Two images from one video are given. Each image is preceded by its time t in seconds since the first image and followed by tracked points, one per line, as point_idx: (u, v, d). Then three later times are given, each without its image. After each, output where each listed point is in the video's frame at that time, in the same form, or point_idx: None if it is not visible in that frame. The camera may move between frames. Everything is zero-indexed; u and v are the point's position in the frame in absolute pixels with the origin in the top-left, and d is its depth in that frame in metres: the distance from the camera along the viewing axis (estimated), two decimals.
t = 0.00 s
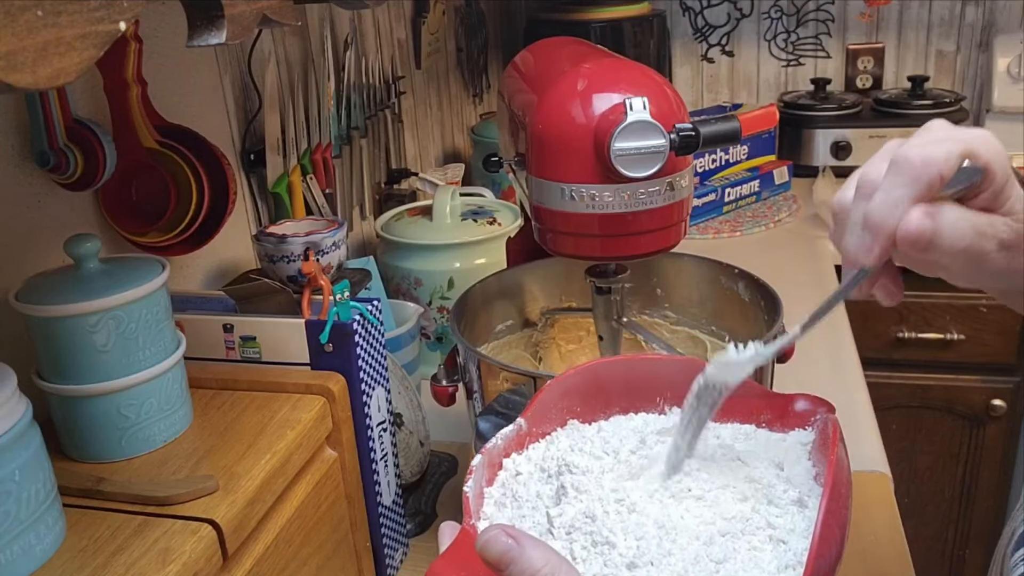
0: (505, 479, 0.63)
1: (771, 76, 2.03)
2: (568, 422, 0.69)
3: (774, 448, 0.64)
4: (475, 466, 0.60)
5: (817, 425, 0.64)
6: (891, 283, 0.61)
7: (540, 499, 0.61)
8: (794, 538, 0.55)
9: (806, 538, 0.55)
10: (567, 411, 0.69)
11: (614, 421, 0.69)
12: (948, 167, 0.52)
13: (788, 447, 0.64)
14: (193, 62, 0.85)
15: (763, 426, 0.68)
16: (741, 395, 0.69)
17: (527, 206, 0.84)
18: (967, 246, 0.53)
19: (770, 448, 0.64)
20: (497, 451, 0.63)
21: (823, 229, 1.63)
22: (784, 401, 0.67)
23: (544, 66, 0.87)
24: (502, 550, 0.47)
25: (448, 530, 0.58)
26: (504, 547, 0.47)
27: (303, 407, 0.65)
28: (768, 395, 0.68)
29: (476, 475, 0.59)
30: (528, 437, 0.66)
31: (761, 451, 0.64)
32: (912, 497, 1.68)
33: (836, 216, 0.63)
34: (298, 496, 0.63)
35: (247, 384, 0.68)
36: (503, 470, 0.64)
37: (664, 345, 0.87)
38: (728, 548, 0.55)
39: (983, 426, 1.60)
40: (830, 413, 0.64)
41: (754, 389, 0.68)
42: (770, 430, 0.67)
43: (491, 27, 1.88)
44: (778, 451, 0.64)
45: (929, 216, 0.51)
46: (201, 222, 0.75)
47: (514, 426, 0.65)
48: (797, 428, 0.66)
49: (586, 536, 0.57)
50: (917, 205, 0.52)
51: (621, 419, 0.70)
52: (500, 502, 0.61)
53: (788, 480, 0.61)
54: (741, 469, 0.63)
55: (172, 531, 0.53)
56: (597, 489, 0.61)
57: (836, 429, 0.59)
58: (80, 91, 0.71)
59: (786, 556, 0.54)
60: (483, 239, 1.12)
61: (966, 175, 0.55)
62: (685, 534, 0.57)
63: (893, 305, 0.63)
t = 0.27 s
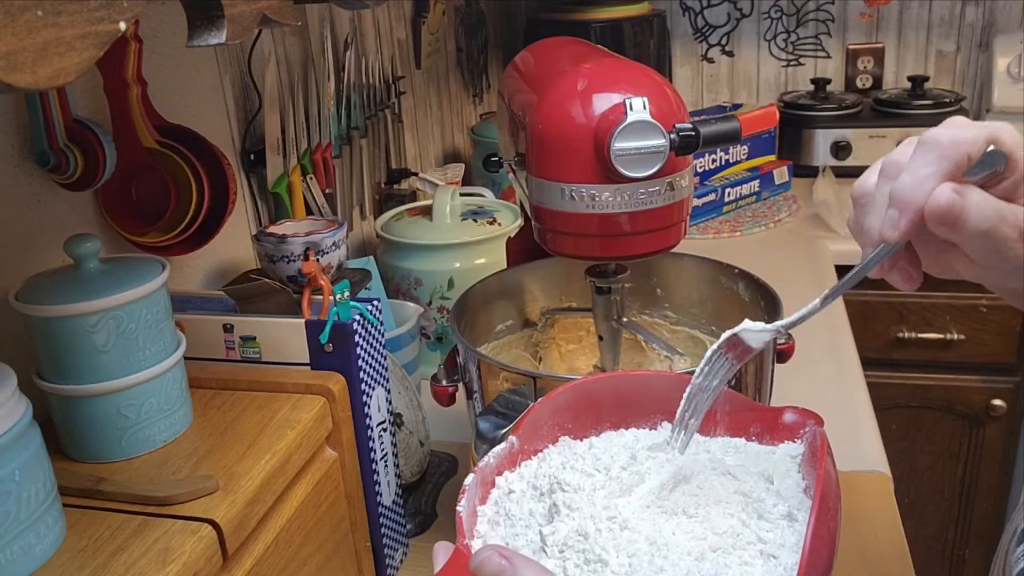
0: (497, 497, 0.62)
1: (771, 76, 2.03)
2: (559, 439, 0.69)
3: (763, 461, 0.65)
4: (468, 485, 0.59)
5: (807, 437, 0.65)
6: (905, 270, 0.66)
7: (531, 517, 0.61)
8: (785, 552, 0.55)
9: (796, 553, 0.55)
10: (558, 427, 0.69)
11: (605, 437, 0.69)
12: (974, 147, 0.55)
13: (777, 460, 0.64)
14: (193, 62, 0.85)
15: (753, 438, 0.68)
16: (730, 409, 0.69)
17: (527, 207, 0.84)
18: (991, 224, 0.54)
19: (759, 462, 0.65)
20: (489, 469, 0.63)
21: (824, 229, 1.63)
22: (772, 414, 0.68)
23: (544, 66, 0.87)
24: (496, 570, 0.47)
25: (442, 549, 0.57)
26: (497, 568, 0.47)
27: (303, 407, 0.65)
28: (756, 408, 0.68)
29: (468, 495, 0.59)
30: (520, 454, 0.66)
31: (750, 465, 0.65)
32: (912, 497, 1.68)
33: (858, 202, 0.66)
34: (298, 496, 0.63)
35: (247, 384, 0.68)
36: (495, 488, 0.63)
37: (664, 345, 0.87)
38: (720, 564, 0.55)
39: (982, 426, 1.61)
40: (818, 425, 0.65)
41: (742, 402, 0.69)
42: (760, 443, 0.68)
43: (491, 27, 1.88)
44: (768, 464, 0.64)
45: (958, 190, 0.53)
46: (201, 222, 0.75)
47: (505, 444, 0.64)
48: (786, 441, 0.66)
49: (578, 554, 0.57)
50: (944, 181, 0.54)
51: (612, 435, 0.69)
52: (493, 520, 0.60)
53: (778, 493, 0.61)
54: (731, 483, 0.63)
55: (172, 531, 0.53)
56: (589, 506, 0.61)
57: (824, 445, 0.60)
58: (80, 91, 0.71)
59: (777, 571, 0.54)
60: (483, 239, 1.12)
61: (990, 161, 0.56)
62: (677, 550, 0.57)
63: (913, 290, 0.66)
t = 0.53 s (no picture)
0: (500, 501, 0.63)
1: (771, 76, 2.03)
2: (561, 441, 0.69)
3: (764, 462, 0.65)
4: (470, 489, 0.60)
5: (807, 438, 0.65)
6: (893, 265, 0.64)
7: (534, 520, 0.61)
8: (787, 556, 0.55)
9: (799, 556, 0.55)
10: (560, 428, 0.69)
11: (607, 438, 0.69)
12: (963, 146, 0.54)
13: (778, 461, 0.64)
14: (193, 62, 0.85)
15: (754, 440, 0.68)
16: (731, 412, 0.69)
17: (527, 206, 0.84)
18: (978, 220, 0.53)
19: (761, 462, 0.65)
20: (491, 473, 0.63)
21: (824, 229, 1.63)
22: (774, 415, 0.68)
23: (544, 66, 0.87)
24: None
25: (445, 555, 0.57)
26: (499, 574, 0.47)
27: (303, 407, 0.65)
28: (758, 410, 0.68)
29: (470, 499, 0.59)
30: (521, 457, 0.66)
31: (751, 466, 0.65)
32: (911, 497, 1.68)
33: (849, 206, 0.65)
34: (298, 496, 0.63)
35: (247, 384, 0.68)
36: (498, 491, 0.64)
37: (664, 344, 0.88)
38: (722, 568, 0.55)
39: (982, 426, 1.61)
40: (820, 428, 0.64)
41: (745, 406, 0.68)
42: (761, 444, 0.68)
43: (491, 27, 1.88)
44: (768, 466, 0.64)
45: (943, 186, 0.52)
46: (201, 222, 0.75)
47: (507, 448, 0.64)
48: (787, 442, 0.67)
49: (581, 558, 0.57)
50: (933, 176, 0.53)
51: (614, 437, 0.70)
52: (496, 524, 0.61)
53: (779, 495, 0.61)
54: (733, 484, 0.63)
55: (172, 531, 0.53)
56: (591, 509, 0.61)
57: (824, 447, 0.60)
58: (80, 91, 0.71)
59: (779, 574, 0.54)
60: (483, 239, 1.12)
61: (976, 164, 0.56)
62: (679, 553, 0.56)
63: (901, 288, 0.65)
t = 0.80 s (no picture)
0: (487, 501, 0.62)
1: (771, 76, 2.03)
2: (549, 437, 0.70)
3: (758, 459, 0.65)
4: (457, 490, 0.60)
5: (802, 432, 0.67)
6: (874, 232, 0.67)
7: (525, 524, 0.60)
8: (790, 559, 0.55)
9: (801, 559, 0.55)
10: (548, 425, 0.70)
11: (596, 434, 0.70)
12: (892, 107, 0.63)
13: (773, 456, 0.66)
14: (193, 62, 0.85)
15: (747, 433, 0.69)
16: (723, 405, 0.70)
17: (527, 207, 0.84)
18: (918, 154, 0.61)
19: (756, 459, 0.65)
20: (478, 472, 0.63)
21: (824, 229, 1.63)
22: (767, 408, 0.69)
23: (545, 67, 0.87)
24: None
25: (434, 563, 0.57)
26: None
27: (303, 407, 0.65)
28: (750, 403, 0.69)
29: (457, 501, 0.59)
30: (509, 455, 0.66)
31: (746, 464, 0.65)
32: (911, 497, 1.68)
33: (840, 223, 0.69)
34: (298, 496, 0.63)
35: (247, 384, 0.68)
36: (484, 492, 0.63)
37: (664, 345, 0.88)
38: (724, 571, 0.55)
39: (982, 426, 1.61)
40: (813, 418, 0.67)
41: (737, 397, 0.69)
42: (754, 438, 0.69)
43: (491, 27, 1.88)
44: (765, 462, 0.65)
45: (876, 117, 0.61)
46: (201, 222, 0.75)
47: (494, 445, 0.65)
48: (781, 436, 0.68)
49: (576, 563, 0.56)
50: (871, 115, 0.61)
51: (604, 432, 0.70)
52: (484, 527, 0.60)
53: (776, 494, 0.61)
54: (729, 483, 0.63)
55: (172, 531, 0.53)
56: (584, 510, 0.60)
57: (819, 453, 0.61)
58: (80, 91, 0.71)
59: None
60: (483, 239, 1.12)
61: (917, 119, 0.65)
62: (678, 556, 0.56)
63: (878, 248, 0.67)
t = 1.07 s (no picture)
0: (470, 562, 0.58)
1: (771, 76, 2.03)
2: (532, 484, 0.66)
3: (757, 502, 0.64)
4: (440, 549, 0.55)
5: (801, 471, 0.66)
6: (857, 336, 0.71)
7: None
8: None
9: None
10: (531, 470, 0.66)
11: (583, 480, 0.67)
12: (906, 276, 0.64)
13: (774, 497, 0.65)
14: (193, 62, 0.85)
15: (742, 473, 0.68)
16: (718, 444, 0.68)
17: (527, 207, 0.84)
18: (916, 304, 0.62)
19: (756, 500, 0.65)
20: (459, 528, 0.58)
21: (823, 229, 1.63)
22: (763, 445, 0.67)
23: (544, 67, 0.87)
24: None
25: None
26: None
27: (303, 407, 0.65)
28: (743, 441, 0.68)
29: (441, 562, 0.54)
30: (491, 506, 0.62)
31: (747, 507, 0.64)
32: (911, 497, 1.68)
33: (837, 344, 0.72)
34: (298, 496, 0.63)
35: (247, 384, 0.68)
36: (466, 550, 0.58)
37: (664, 344, 0.88)
38: None
39: (983, 426, 1.61)
40: (813, 457, 0.66)
41: (731, 435, 0.68)
42: (750, 478, 0.67)
43: (490, 27, 1.88)
44: (767, 507, 0.64)
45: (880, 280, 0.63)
46: (201, 222, 0.75)
47: (475, 496, 0.60)
48: (779, 474, 0.67)
49: None
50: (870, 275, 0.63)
51: (592, 478, 0.67)
52: None
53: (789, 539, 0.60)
54: (737, 530, 0.62)
55: (171, 531, 0.53)
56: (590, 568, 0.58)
57: (831, 498, 0.61)
58: (80, 91, 0.71)
59: None
60: (483, 239, 1.12)
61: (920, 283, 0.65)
62: None
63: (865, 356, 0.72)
